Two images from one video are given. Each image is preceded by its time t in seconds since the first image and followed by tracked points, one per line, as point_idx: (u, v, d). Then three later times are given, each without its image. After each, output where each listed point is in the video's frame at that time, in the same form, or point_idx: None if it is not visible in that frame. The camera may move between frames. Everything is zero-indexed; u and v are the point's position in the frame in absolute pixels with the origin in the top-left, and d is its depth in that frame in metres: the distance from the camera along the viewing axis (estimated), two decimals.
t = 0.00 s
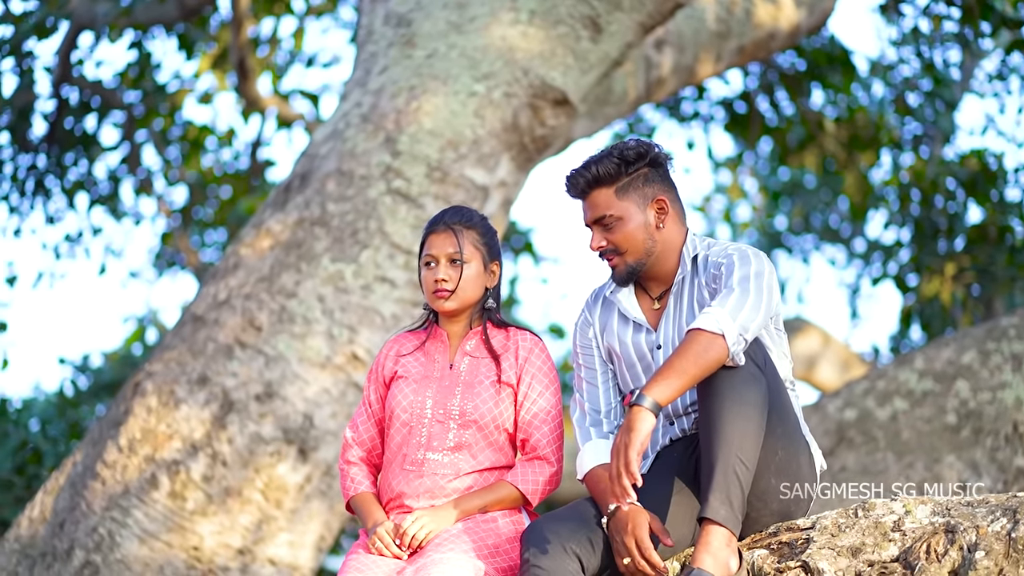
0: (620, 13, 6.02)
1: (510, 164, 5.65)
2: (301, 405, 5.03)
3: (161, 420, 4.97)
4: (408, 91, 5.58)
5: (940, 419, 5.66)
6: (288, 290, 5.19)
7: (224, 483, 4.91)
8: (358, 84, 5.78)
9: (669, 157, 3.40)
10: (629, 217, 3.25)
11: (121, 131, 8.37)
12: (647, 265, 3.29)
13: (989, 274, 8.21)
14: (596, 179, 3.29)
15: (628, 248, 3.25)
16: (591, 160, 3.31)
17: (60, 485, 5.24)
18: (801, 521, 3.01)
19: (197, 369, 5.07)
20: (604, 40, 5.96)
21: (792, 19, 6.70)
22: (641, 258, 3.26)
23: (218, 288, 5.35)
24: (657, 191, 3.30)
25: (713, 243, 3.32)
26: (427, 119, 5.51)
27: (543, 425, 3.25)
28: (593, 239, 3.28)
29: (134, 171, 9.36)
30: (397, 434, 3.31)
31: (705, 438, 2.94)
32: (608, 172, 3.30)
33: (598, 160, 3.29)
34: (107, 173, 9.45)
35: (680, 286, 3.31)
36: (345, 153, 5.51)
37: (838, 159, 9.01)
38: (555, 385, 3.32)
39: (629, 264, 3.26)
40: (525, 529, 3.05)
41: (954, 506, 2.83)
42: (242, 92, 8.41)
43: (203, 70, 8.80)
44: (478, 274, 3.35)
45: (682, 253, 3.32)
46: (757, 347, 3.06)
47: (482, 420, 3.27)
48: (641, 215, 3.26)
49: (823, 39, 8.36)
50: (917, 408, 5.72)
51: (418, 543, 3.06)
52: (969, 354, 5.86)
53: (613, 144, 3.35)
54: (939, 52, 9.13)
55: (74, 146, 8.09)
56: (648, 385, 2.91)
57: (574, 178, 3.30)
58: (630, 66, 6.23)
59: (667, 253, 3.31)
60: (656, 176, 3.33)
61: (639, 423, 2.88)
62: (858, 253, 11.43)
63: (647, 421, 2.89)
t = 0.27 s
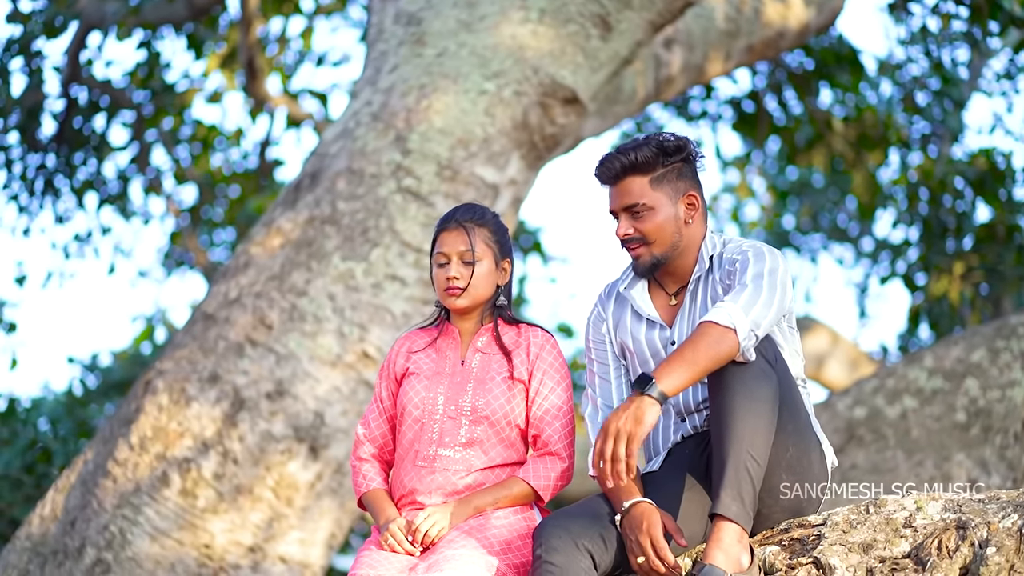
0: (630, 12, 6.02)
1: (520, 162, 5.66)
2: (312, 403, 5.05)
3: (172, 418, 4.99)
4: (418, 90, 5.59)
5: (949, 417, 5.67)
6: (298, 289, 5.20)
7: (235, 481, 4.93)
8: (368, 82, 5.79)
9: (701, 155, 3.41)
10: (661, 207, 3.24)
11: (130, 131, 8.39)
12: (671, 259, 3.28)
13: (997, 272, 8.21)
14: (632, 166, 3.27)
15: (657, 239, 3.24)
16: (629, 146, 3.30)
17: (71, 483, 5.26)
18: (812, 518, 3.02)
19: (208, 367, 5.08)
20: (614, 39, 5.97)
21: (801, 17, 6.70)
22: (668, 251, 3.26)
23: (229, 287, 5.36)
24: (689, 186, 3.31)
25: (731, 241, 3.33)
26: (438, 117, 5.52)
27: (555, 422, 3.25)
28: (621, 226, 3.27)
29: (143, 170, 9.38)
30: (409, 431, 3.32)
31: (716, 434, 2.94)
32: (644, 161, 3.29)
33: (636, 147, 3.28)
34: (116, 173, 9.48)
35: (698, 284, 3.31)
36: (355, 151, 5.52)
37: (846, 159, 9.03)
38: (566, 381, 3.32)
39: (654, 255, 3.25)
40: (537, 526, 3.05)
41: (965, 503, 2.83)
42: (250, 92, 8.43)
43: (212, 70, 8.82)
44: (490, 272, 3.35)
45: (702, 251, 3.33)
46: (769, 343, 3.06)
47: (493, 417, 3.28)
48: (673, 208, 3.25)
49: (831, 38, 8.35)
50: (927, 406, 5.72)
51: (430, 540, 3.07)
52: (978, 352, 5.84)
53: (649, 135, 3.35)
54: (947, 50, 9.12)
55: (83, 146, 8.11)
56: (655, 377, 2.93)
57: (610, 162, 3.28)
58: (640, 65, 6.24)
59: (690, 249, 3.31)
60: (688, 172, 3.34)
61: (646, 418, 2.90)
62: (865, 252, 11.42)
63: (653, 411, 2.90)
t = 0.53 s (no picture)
0: (634, 12, 6.02)
1: (523, 163, 5.66)
2: (315, 403, 5.05)
3: (175, 418, 4.99)
4: (422, 90, 5.59)
5: (950, 419, 5.67)
6: (301, 289, 5.20)
7: (238, 481, 4.92)
8: (371, 83, 5.80)
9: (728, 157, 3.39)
10: (687, 206, 3.23)
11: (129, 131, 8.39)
12: (689, 258, 3.28)
13: (996, 273, 8.22)
14: (665, 159, 3.25)
15: (679, 237, 3.23)
16: (663, 139, 3.27)
17: (74, 482, 5.26)
18: (819, 520, 3.02)
19: (211, 367, 5.08)
20: (618, 40, 5.97)
21: (803, 18, 6.70)
22: (687, 249, 3.25)
23: (232, 286, 5.36)
24: (714, 188, 3.29)
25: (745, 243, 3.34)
26: (441, 118, 5.52)
27: (560, 422, 3.25)
28: (644, 219, 3.25)
29: (142, 170, 9.38)
30: (414, 430, 3.32)
31: (723, 434, 2.94)
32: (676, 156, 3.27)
33: (671, 142, 3.25)
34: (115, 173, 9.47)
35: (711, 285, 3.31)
36: (358, 151, 5.52)
37: (846, 158, 9.07)
38: (571, 381, 3.32)
39: (673, 252, 3.25)
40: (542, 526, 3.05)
41: (971, 504, 2.83)
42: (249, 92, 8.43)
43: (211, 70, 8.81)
44: (496, 273, 3.35)
45: (717, 252, 3.33)
46: (777, 343, 3.06)
47: (498, 416, 3.28)
48: (698, 208, 3.24)
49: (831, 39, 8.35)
50: (928, 408, 5.71)
51: (435, 540, 3.07)
52: (978, 353, 5.85)
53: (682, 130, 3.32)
54: (946, 52, 9.13)
55: (82, 146, 8.11)
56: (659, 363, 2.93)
57: (642, 152, 3.25)
58: (642, 66, 6.24)
59: (708, 250, 3.31)
60: (715, 173, 3.32)
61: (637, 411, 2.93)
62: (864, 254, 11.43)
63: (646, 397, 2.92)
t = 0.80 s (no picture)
0: (598, 15, 6.05)
1: (487, 164, 5.68)
2: (277, 403, 5.05)
3: (137, 418, 4.95)
4: (386, 91, 5.60)
5: (908, 420, 5.75)
6: (264, 289, 5.20)
7: (200, 481, 4.91)
8: (335, 84, 5.80)
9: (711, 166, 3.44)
10: (672, 207, 3.27)
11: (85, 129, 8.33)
12: (665, 258, 3.32)
13: (951, 276, 8.36)
14: (656, 157, 3.28)
15: (660, 237, 3.27)
16: (655, 137, 3.30)
17: (34, 482, 5.23)
18: (783, 520, 3.02)
19: (173, 367, 5.06)
20: (581, 42, 6.00)
21: (763, 22, 6.74)
22: (665, 250, 3.29)
23: (194, 286, 5.34)
24: (696, 193, 3.34)
25: (718, 247, 3.37)
26: (405, 119, 5.53)
27: (527, 423, 3.28)
28: (628, 214, 3.28)
29: (98, 169, 9.31)
30: (381, 432, 3.34)
31: (692, 436, 2.98)
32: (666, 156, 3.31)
33: (663, 141, 3.29)
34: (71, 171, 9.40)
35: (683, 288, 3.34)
36: (322, 152, 5.52)
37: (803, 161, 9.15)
38: (538, 383, 3.35)
39: (652, 250, 3.28)
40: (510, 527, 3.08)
41: (935, 506, 2.86)
42: (208, 91, 8.38)
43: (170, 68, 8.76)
44: (463, 276, 3.38)
45: (690, 255, 3.36)
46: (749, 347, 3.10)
47: (466, 418, 3.30)
48: (681, 210, 3.29)
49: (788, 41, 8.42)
50: (886, 410, 5.81)
51: (403, 541, 3.09)
52: (937, 355, 5.89)
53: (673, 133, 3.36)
54: (901, 56, 9.25)
55: (39, 144, 8.04)
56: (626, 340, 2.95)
57: (635, 148, 3.28)
58: (604, 68, 6.28)
59: (684, 253, 3.35)
60: (698, 178, 3.37)
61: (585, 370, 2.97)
62: (818, 255, 11.56)
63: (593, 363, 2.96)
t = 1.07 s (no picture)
0: (569, 15, 6.03)
1: (458, 164, 5.70)
2: (249, 402, 5.05)
3: (109, 416, 4.94)
4: (358, 90, 5.61)
5: (875, 421, 5.83)
6: (236, 288, 5.20)
7: (171, 480, 4.91)
8: (306, 82, 5.80)
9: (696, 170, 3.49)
10: (656, 204, 3.31)
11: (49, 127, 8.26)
12: (646, 256, 3.34)
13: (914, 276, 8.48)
14: (644, 153, 3.32)
15: (643, 233, 3.30)
16: (644, 135, 3.35)
17: (3, 481, 5.20)
18: (760, 520, 3.07)
19: (144, 365, 5.04)
20: (553, 42, 6.03)
21: (731, 22, 6.74)
22: (647, 247, 3.32)
23: (166, 284, 5.33)
24: (680, 194, 3.38)
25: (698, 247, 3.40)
26: (377, 118, 5.54)
27: (504, 422, 3.30)
28: (612, 208, 3.31)
29: (61, 166, 9.24)
30: (358, 431, 3.36)
31: (669, 435, 3.02)
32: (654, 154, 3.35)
33: (651, 139, 3.33)
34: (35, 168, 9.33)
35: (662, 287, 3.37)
36: (294, 151, 5.51)
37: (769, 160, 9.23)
38: (514, 382, 3.37)
39: (634, 246, 3.31)
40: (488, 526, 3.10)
41: (911, 506, 2.90)
42: (174, 89, 8.34)
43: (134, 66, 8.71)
44: (440, 276, 3.40)
45: (669, 254, 3.40)
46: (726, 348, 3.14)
47: (442, 417, 3.33)
48: (665, 208, 3.33)
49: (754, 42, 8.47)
50: (854, 410, 5.89)
51: (381, 540, 3.11)
52: (904, 356, 6.01)
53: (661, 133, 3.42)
54: (865, 57, 9.34)
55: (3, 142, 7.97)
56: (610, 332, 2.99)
57: (624, 143, 3.33)
58: (574, 68, 6.31)
59: (665, 253, 3.39)
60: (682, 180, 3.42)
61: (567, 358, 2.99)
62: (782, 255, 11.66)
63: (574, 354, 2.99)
